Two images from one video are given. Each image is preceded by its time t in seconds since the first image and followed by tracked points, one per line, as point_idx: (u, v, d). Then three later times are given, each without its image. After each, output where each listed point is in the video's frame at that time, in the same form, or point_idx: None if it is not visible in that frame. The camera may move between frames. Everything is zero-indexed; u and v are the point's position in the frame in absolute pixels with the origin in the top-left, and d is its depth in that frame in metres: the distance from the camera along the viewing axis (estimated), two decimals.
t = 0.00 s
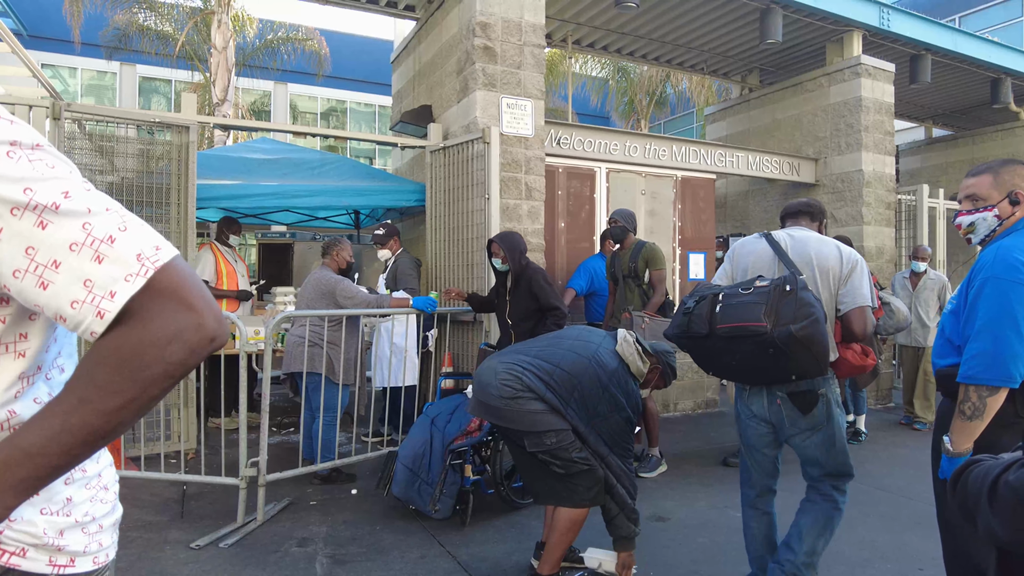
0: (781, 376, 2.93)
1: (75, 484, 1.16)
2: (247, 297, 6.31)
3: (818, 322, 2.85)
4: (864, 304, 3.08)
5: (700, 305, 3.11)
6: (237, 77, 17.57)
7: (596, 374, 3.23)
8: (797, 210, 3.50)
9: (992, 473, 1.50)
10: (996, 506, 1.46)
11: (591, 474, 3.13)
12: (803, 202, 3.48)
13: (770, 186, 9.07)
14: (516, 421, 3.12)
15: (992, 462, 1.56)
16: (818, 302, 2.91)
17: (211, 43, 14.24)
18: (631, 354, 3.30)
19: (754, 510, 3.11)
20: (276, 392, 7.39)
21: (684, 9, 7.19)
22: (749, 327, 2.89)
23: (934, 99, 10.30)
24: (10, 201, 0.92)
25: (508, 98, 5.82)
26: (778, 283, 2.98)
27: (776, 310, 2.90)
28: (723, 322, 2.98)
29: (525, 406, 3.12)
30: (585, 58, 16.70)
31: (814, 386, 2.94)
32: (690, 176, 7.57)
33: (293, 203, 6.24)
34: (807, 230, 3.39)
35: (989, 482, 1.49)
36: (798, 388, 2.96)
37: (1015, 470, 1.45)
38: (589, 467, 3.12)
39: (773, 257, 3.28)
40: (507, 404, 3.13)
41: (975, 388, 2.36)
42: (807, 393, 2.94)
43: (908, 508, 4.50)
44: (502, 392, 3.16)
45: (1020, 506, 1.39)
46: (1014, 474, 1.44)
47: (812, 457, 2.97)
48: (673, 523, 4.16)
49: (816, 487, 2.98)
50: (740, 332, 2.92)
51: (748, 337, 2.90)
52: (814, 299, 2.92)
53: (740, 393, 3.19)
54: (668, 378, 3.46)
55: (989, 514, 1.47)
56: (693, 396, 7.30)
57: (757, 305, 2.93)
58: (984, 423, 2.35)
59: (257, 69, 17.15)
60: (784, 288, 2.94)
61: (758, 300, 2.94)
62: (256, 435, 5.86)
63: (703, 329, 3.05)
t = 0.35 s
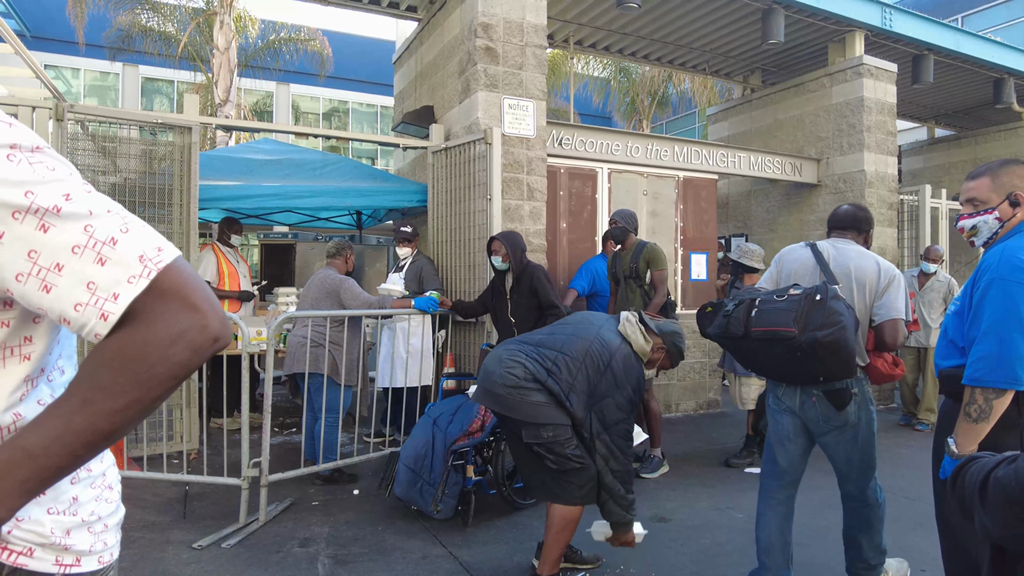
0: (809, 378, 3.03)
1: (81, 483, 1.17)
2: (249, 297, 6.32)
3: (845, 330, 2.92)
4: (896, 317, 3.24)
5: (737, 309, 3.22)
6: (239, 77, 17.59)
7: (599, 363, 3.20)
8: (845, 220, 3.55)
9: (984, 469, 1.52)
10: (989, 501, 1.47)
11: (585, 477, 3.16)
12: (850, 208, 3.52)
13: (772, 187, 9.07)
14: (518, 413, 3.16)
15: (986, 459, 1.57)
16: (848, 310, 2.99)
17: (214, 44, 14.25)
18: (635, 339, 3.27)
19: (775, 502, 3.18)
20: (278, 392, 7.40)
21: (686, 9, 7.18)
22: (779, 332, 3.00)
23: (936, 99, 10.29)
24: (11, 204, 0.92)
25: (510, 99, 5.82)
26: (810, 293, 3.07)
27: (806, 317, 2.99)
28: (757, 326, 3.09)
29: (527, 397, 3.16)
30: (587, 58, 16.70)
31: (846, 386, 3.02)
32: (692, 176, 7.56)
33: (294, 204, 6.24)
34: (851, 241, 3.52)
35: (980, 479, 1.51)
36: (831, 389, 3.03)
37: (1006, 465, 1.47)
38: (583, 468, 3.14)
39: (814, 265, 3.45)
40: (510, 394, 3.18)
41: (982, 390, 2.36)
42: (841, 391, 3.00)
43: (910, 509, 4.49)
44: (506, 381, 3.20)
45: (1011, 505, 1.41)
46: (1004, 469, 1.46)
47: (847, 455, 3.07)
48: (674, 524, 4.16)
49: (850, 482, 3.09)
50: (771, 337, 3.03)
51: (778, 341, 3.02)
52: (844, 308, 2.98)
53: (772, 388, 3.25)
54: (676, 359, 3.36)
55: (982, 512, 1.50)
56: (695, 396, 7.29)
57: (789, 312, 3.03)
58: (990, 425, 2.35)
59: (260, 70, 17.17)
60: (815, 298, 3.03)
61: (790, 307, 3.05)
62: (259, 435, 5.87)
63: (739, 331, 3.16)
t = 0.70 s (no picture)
0: (867, 364, 3.25)
1: (92, 487, 1.17)
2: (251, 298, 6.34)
3: (906, 325, 3.13)
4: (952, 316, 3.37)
5: (805, 302, 3.40)
6: (241, 78, 17.61)
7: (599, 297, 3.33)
8: (894, 220, 3.67)
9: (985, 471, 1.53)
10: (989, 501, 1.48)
11: (592, 474, 3.26)
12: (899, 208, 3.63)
13: (773, 187, 9.08)
14: (549, 400, 3.26)
15: (988, 460, 1.57)
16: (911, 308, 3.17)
17: (216, 45, 14.27)
18: (624, 257, 3.42)
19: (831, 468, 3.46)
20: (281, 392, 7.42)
21: (688, 9, 7.18)
22: (848, 325, 3.18)
23: (938, 99, 10.28)
24: (24, 198, 0.93)
25: (512, 99, 5.83)
26: (876, 289, 3.22)
27: (872, 312, 3.17)
28: (824, 319, 3.27)
29: (556, 381, 3.29)
30: (588, 59, 16.69)
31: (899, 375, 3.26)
32: (694, 177, 7.56)
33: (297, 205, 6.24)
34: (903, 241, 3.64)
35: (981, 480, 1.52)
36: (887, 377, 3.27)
37: (1007, 465, 1.47)
38: (591, 463, 3.26)
39: (868, 264, 3.57)
40: (538, 376, 3.28)
41: (982, 391, 2.36)
42: (892, 377, 3.25)
43: (913, 510, 4.49)
44: (533, 365, 3.31)
45: (1010, 505, 1.41)
46: (1005, 469, 1.46)
47: (885, 437, 3.30)
48: (676, 524, 4.16)
49: (884, 468, 3.29)
50: (838, 329, 3.22)
51: (844, 334, 3.20)
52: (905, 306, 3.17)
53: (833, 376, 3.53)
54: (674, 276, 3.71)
55: (985, 514, 1.50)
56: (697, 396, 7.30)
57: (856, 306, 3.20)
58: (990, 425, 2.35)
59: (262, 70, 17.18)
60: (881, 294, 3.19)
61: (856, 302, 3.21)
62: (261, 435, 5.89)
63: (805, 322, 3.34)
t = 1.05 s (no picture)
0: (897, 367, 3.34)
1: (117, 485, 1.21)
2: (253, 298, 6.35)
3: (927, 327, 3.24)
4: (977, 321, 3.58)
5: (832, 310, 3.53)
6: (243, 79, 17.63)
7: (628, 288, 3.36)
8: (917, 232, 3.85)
9: (988, 503, 1.53)
10: (995, 534, 1.47)
11: (653, 471, 3.25)
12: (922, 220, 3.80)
13: (774, 187, 9.08)
14: (611, 405, 3.23)
15: (992, 490, 1.57)
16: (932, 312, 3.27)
17: (217, 45, 14.29)
18: (644, 238, 3.47)
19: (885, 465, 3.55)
20: (283, 392, 7.44)
21: (689, 9, 7.18)
22: (871, 331, 3.31)
23: (940, 99, 10.28)
24: None
25: (513, 99, 5.83)
26: (895, 296, 3.34)
27: (893, 317, 3.29)
28: (850, 326, 3.40)
29: (614, 385, 3.26)
30: (590, 58, 16.69)
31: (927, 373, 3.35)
32: (695, 177, 7.56)
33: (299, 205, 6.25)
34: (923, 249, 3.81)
35: (985, 513, 1.52)
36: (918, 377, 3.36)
37: (1011, 496, 1.47)
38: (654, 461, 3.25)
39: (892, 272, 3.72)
40: (596, 381, 3.27)
41: (982, 390, 2.36)
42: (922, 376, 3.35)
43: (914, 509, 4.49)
44: (588, 372, 3.30)
45: (1014, 535, 1.41)
46: (1009, 501, 1.45)
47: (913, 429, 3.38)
48: (679, 524, 4.16)
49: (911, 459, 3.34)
50: (864, 335, 3.34)
51: (870, 339, 3.32)
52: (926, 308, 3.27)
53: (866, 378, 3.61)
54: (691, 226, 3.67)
55: (992, 546, 1.49)
56: (699, 396, 7.30)
57: (879, 312, 3.33)
58: (990, 425, 2.35)
59: (263, 71, 17.20)
60: (900, 300, 3.31)
61: (879, 308, 3.34)
62: (263, 435, 5.90)
63: (833, 330, 3.48)
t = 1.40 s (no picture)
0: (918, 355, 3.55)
1: (105, 491, 1.27)
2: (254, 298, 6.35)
3: (943, 317, 3.43)
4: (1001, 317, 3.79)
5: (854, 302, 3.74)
6: (244, 79, 17.64)
7: (682, 281, 3.31)
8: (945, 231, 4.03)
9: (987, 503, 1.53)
10: (996, 535, 1.46)
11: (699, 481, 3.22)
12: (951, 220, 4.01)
13: (775, 186, 9.08)
14: (678, 408, 3.21)
15: (989, 489, 1.58)
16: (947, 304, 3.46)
17: (218, 45, 14.30)
18: (687, 229, 3.40)
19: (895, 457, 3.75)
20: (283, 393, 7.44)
21: (691, 8, 7.18)
22: (887, 322, 3.54)
23: (941, 99, 10.28)
24: None
25: (514, 99, 5.83)
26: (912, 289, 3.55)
27: (908, 309, 3.52)
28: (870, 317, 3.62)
29: (681, 384, 3.24)
30: (591, 58, 16.69)
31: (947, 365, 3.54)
32: (696, 177, 7.56)
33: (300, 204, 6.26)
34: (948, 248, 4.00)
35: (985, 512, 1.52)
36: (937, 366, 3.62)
37: (1011, 495, 1.47)
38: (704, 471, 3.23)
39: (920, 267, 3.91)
40: (663, 383, 3.24)
41: (978, 389, 2.37)
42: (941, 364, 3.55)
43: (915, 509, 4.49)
44: (652, 374, 3.27)
45: (1015, 533, 1.41)
46: (1010, 501, 1.46)
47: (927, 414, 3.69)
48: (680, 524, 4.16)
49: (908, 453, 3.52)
50: (881, 325, 3.57)
51: (886, 329, 3.56)
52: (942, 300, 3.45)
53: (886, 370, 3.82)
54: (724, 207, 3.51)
55: (993, 547, 1.47)
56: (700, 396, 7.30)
57: (896, 305, 3.55)
58: (986, 424, 2.36)
59: (265, 71, 17.21)
60: (915, 293, 3.51)
61: (895, 301, 3.56)
62: (264, 435, 5.91)
63: (855, 321, 3.69)
